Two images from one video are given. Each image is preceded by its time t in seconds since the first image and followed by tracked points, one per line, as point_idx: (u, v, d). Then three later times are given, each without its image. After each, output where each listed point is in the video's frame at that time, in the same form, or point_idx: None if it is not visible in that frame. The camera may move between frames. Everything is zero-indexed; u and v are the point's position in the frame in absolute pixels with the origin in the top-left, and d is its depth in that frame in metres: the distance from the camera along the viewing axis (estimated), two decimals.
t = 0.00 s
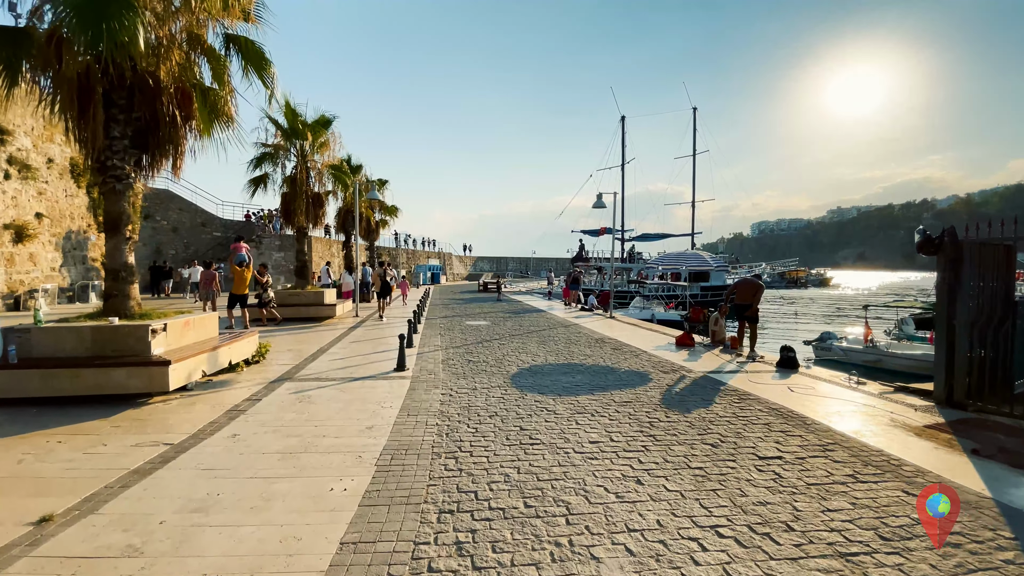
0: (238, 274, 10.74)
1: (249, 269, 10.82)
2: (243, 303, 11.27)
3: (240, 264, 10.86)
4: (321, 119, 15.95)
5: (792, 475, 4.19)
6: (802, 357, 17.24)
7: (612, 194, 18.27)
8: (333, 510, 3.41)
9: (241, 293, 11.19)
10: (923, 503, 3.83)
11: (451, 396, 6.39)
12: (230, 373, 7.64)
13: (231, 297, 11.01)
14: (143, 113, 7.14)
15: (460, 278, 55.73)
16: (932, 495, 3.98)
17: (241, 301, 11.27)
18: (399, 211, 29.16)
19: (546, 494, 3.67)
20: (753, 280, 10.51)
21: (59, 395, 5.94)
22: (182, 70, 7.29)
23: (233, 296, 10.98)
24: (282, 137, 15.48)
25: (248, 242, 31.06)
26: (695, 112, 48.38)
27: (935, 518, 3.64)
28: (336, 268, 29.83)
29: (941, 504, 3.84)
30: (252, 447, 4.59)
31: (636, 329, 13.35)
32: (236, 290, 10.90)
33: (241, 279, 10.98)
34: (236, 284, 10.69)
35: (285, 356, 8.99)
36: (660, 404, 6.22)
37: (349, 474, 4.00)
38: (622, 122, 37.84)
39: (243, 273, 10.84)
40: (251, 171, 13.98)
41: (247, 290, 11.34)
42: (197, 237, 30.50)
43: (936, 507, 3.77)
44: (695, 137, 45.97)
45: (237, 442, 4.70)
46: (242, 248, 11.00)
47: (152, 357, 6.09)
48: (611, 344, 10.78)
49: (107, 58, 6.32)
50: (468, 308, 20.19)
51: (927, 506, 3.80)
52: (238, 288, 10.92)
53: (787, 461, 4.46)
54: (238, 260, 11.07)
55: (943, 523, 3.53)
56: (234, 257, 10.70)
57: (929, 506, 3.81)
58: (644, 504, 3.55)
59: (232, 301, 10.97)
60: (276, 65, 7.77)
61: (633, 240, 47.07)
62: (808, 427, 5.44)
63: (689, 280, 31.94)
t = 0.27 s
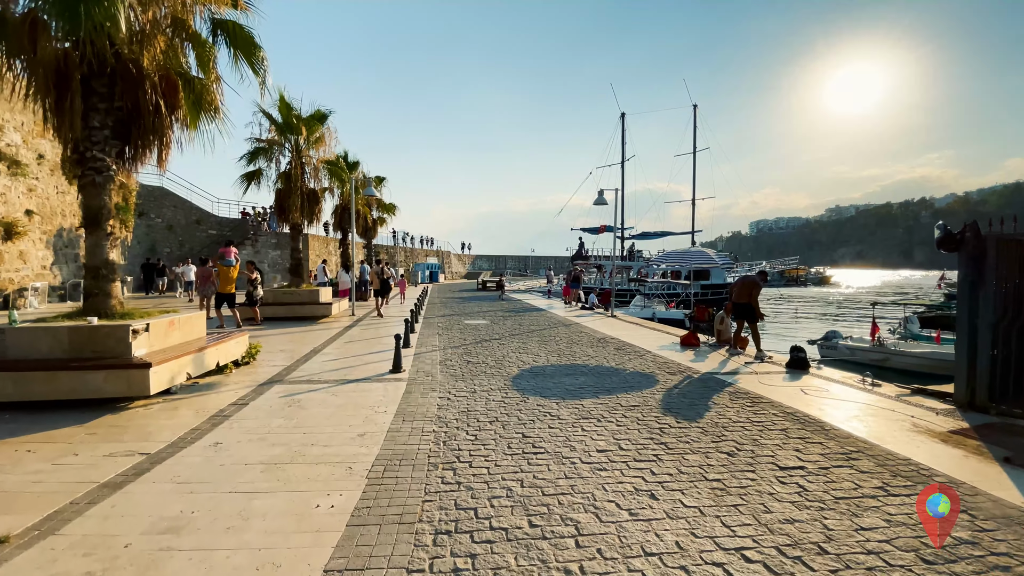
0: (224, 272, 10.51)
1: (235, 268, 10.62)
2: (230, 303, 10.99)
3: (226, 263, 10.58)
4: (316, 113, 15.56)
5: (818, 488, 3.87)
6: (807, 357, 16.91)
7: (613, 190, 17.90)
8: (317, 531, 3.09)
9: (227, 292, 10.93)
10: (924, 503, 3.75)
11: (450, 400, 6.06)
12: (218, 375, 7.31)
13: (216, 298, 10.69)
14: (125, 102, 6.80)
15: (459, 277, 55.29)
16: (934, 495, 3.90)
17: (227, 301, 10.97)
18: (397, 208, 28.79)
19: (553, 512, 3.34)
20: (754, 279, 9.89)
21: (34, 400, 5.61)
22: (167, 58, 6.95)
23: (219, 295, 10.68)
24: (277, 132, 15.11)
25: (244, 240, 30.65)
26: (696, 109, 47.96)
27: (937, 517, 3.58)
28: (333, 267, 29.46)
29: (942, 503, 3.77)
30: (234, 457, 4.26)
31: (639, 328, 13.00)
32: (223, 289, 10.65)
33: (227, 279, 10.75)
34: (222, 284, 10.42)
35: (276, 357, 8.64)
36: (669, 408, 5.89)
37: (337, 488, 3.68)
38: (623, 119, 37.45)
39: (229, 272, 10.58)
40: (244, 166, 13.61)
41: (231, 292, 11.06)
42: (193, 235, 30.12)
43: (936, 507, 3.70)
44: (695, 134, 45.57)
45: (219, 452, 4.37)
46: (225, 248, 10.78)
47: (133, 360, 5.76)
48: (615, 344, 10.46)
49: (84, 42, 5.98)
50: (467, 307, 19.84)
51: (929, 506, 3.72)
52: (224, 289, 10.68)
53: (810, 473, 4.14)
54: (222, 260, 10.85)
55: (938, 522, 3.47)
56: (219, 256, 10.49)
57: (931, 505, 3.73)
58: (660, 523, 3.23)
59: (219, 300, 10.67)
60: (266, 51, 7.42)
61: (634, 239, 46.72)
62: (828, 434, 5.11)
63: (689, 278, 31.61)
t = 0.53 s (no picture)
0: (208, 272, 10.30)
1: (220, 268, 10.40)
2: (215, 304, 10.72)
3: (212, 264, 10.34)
4: (310, 108, 15.17)
5: (849, 511, 3.55)
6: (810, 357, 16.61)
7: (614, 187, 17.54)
8: (295, 567, 2.74)
9: (212, 293, 10.69)
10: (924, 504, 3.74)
11: (446, 408, 5.71)
12: (203, 381, 6.95)
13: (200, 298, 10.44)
14: (102, 93, 6.42)
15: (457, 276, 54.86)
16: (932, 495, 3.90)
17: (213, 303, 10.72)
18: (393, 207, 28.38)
19: (560, 542, 2.99)
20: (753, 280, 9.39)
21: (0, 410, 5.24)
22: (147, 45, 6.56)
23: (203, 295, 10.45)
24: (269, 128, 14.71)
25: (239, 238, 30.22)
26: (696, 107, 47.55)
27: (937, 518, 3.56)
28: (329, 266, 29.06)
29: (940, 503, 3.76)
30: (210, 475, 3.91)
31: (641, 329, 12.65)
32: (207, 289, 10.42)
33: (212, 279, 10.52)
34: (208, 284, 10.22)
35: (265, 360, 8.28)
36: (679, 417, 5.55)
37: (321, 513, 3.33)
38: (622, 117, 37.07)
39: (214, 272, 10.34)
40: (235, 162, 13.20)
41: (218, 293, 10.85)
42: (186, 233, 29.68)
43: (935, 507, 3.68)
44: (695, 132, 45.21)
45: (194, 469, 4.02)
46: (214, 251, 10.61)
47: (107, 367, 5.39)
48: (617, 346, 10.11)
49: (55, 27, 5.60)
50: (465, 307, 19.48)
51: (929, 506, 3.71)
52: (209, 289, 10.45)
53: (837, 493, 3.82)
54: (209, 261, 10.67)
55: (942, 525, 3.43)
56: (204, 257, 10.30)
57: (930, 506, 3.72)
58: (681, 555, 2.89)
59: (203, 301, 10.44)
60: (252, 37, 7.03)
61: (633, 237, 46.38)
62: (851, 447, 4.78)
63: (688, 277, 31.31)
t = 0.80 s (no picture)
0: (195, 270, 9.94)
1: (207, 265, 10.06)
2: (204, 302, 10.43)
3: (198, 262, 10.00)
4: (302, 102, 14.79)
5: (885, 533, 3.23)
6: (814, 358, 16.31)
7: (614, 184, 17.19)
8: None
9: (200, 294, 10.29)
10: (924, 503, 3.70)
11: (442, 415, 5.36)
12: (185, 385, 6.58)
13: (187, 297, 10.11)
14: (75, 80, 6.04)
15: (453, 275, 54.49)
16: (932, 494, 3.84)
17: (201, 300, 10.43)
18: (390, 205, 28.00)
19: (569, 574, 2.65)
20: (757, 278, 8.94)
21: None
22: (124, 30, 6.18)
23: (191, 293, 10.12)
24: (260, 122, 14.32)
25: (232, 236, 29.75)
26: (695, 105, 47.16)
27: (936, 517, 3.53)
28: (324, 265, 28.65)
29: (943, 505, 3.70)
30: (183, 494, 3.56)
31: (643, 330, 12.32)
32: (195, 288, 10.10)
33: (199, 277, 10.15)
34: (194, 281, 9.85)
35: (252, 363, 7.91)
36: (690, 424, 5.22)
37: (303, 538, 2.98)
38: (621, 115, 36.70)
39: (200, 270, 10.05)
40: (224, 158, 12.82)
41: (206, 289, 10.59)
42: (178, 231, 29.24)
43: (935, 507, 3.63)
44: (694, 130, 44.87)
45: (166, 487, 3.67)
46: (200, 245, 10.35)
47: (78, 371, 5.02)
48: (620, 346, 9.77)
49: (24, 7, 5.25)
50: (462, 307, 19.10)
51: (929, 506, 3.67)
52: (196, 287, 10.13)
53: (869, 511, 3.50)
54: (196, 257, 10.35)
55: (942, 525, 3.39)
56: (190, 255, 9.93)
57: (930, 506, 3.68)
58: None
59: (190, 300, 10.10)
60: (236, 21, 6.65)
61: (631, 236, 46.04)
62: (875, 457, 4.46)
63: (687, 276, 31.01)
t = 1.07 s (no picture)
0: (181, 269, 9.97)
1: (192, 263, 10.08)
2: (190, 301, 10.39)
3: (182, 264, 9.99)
4: (294, 99, 14.42)
5: (929, 563, 2.93)
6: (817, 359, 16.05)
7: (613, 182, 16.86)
8: None
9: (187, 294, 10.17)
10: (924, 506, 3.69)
11: (440, 426, 5.03)
12: (168, 393, 6.24)
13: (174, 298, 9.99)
14: (49, 70, 5.69)
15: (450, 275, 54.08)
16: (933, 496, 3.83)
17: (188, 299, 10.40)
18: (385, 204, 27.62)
19: None
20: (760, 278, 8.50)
21: None
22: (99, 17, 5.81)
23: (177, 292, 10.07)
24: (252, 119, 13.95)
25: (225, 235, 29.29)
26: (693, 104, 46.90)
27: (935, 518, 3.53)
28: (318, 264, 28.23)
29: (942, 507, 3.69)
30: (154, 521, 3.23)
31: (644, 332, 12.02)
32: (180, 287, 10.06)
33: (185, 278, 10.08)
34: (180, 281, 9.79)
35: (240, 368, 7.55)
36: (703, 436, 4.90)
37: None
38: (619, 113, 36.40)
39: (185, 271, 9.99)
40: (214, 155, 12.42)
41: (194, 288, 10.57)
42: (170, 230, 28.75)
43: (934, 507, 3.67)
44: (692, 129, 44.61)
45: (136, 513, 3.33)
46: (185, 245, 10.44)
47: (48, 381, 4.67)
48: (623, 350, 9.45)
49: None
50: (459, 308, 18.77)
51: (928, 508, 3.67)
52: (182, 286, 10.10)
53: (907, 537, 3.21)
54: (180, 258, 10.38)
55: (940, 521, 3.44)
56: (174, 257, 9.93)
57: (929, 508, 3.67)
58: None
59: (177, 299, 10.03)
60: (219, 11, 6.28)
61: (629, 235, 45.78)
62: (904, 473, 4.17)
63: (685, 276, 30.74)
